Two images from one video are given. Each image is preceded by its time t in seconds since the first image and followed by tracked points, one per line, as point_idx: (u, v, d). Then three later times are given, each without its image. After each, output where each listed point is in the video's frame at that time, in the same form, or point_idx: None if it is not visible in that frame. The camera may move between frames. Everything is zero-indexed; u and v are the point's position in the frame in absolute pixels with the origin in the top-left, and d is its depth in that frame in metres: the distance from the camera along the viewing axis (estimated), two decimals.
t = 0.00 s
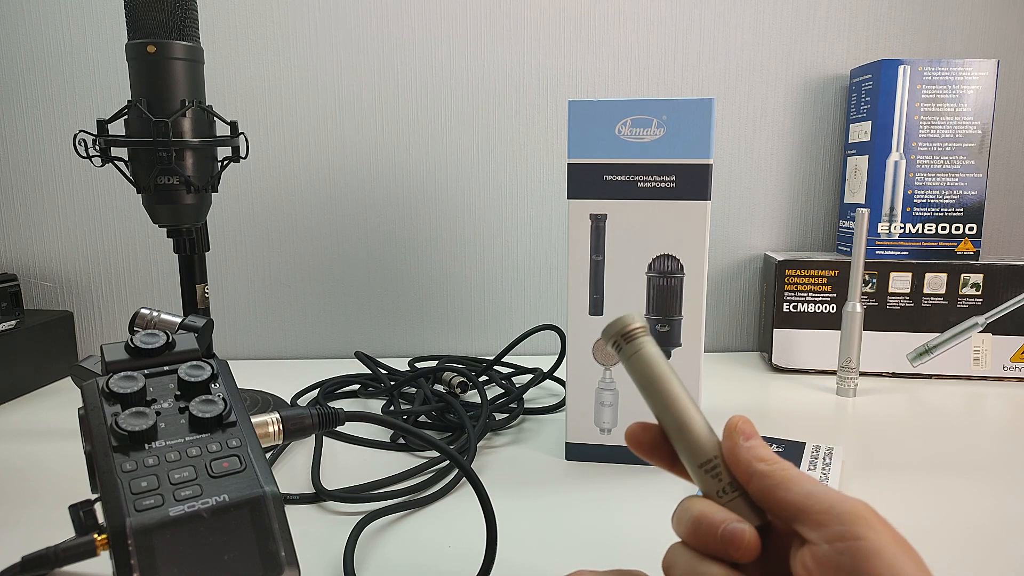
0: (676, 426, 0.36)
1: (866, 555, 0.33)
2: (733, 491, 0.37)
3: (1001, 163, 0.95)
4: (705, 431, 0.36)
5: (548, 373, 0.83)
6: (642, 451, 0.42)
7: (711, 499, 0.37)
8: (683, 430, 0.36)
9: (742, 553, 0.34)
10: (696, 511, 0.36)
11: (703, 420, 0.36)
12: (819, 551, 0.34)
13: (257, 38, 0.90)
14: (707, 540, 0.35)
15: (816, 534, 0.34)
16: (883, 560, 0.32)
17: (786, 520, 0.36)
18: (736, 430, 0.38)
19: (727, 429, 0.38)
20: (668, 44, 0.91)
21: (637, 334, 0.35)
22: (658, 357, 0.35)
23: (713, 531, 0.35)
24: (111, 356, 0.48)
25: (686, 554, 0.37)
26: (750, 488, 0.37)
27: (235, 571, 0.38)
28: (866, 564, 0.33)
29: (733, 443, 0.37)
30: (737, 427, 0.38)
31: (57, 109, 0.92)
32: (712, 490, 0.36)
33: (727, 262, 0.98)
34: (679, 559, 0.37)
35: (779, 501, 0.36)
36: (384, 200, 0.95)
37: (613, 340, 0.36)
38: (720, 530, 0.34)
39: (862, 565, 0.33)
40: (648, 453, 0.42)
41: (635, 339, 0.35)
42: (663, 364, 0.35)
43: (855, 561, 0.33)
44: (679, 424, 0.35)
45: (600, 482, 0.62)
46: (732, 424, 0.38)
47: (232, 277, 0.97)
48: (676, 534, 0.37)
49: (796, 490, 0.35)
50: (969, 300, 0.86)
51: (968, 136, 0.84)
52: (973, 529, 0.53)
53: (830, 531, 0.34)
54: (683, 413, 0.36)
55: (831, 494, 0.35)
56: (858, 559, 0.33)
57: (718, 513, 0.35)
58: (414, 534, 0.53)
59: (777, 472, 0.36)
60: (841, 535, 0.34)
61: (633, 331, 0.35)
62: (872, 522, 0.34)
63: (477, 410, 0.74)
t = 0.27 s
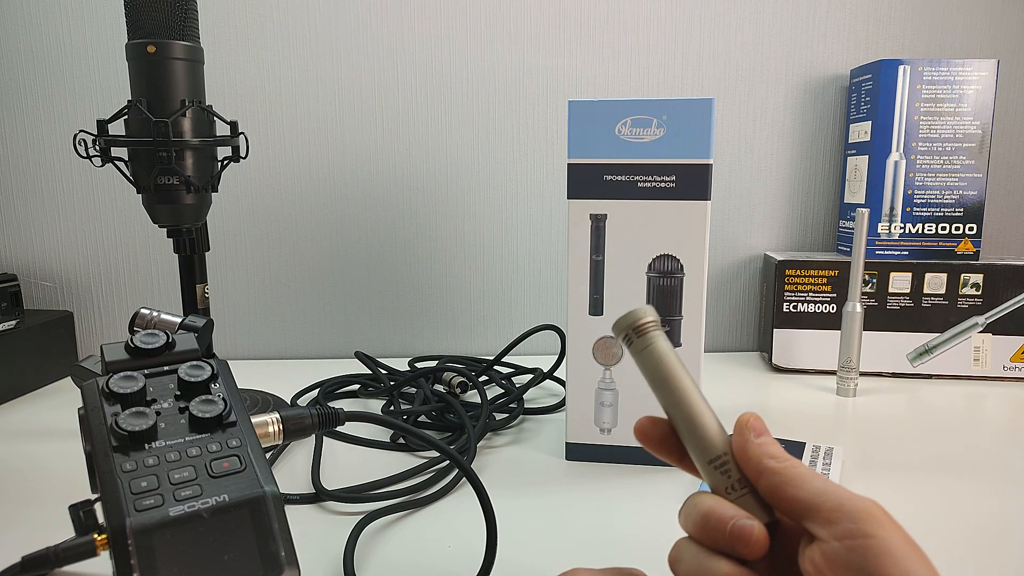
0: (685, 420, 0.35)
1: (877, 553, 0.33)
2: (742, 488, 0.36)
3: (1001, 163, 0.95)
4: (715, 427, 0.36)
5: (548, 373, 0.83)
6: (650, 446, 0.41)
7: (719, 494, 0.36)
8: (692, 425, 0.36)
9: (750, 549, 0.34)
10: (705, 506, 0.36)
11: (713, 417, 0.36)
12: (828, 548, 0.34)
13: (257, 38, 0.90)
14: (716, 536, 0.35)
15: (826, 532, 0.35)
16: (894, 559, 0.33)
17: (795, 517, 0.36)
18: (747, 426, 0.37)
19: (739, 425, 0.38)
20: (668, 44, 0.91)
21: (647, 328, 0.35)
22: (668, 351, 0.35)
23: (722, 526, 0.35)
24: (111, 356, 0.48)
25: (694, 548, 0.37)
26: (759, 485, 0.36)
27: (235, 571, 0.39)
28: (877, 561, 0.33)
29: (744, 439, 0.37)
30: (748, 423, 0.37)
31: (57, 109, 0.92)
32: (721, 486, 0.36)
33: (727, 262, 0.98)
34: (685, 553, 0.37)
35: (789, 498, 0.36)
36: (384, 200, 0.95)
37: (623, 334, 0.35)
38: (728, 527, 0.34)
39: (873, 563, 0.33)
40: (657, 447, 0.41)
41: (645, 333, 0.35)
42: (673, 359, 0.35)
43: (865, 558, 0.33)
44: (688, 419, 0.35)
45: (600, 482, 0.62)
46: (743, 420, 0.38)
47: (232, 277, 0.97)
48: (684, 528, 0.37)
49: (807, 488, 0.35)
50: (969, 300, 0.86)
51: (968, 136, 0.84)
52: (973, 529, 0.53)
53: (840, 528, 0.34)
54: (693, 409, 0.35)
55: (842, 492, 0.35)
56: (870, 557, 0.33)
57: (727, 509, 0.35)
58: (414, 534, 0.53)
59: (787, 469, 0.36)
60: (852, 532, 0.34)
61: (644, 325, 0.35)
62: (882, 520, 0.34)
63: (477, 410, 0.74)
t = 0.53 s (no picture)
0: (711, 433, 0.36)
1: (880, 551, 0.32)
2: (760, 494, 0.37)
3: (1001, 163, 0.95)
4: (740, 439, 0.37)
5: (548, 373, 0.83)
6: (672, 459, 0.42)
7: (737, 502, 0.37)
8: (716, 435, 0.36)
9: (765, 553, 0.34)
10: (722, 512, 0.36)
11: (736, 430, 0.37)
12: (834, 547, 0.34)
13: (257, 38, 0.90)
14: (732, 539, 0.35)
15: (833, 532, 0.34)
16: (897, 556, 0.32)
17: (805, 521, 0.36)
18: (765, 436, 0.39)
19: (756, 437, 0.39)
20: (668, 44, 0.91)
21: (677, 343, 0.36)
22: (696, 366, 0.36)
23: (740, 531, 0.35)
24: (111, 356, 0.48)
25: (711, 552, 0.37)
26: (774, 491, 0.37)
27: (235, 571, 0.38)
28: (880, 559, 0.32)
29: (763, 448, 0.38)
30: (767, 434, 0.39)
31: (57, 109, 0.92)
32: (739, 492, 0.37)
33: (726, 262, 0.98)
34: (702, 557, 0.37)
35: (800, 502, 0.36)
36: (384, 200, 0.95)
37: (653, 349, 0.36)
38: (744, 530, 0.35)
39: (876, 560, 0.32)
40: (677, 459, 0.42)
41: (675, 347, 0.36)
42: (701, 374, 0.36)
43: (869, 556, 0.33)
44: (713, 429, 0.36)
45: (600, 482, 0.62)
46: (763, 431, 0.39)
47: (232, 277, 0.97)
48: (703, 534, 0.37)
49: (817, 491, 0.36)
50: (969, 300, 0.86)
51: (968, 136, 0.84)
52: (972, 529, 0.53)
53: (846, 529, 0.34)
54: (718, 419, 0.36)
55: (850, 495, 0.35)
56: (873, 554, 0.32)
57: (744, 514, 0.35)
58: (414, 534, 0.53)
59: (800, 474, 0.36)
60: (858, 531, 0.33)
61: (673, 340, 0.36)
62: (890, 523, 0.34)
63: (477, 410, 0.74)
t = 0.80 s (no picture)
0: (711, 427, 0.36)
1: (885, 547, 0.33)
2: (761, 490, 0.37)
3: (1001, 163, 0.95)
4: (741, 433, 0.37)
5: (548, 373, 0.83)
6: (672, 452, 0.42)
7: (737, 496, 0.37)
8: (716, 430, 0.36)
9: (767, 548, 0.34)
10: (723, 506, 0.36)
11: (738, 425, 0.37)
12: (838, 543, 0.34)
13: (257, 38, 0.90)
14: (733, 534, 0.35)
15: (836, 528, 0.35)
16: (902, 554, 0.32)
17: (808, 516, 0.36)
18: (769, 432, 0.39)
19: (761, 432, 0.39)
20: (668, 44, 0.91)
21: (677, 338, 0.37)
22: (696, 361, 0.37)
23: (741, 525, 0.35)
24: (111, 356, 0.48)
25: (709, 546, 0.37)
26: (777, 486, 0.37)
27: (235, 571, 0.39)
28: (885, 556, 0.32)
29: (766, 443, 0.38)
30: (770, 430, 0.39)
31: (57, 108, 0.92)
32: (740, 486, 0.37)
33: (726, 262, 0.98)
34: (701, 550, 0.37)
35: (803, 497, 0.36)
36: (384, 200, 0.95)
37: (653, 343, 0.37)
38: (746, 525, 0.34)
39: (881, 557, 0.33)
40: (678, 453, 0.42)
41: (674, 342, 0.37)
42: (701, 368, 0.37)
43: (874, 552, 0.33)
44: (713, 424, 0.36)
45: (600, 482, 0.62)
46: (766, 428, 0.39)
47: (232, 277, 0.97)
48: (702, 528, 0.37)
49: (821, 486, 0.36)
50: (969, 300, 0.86)
51: (968, 136, 0.84)
52: (973, 529, 0.53)
53: (851, 525, 0.34)
54: (718, 415, 0.36)
55: (854, 490, 0.35)
56: (878, 551, 0.33)
57: (746, 509, 0.35)
58: (414, 534, 0.53)
59: (804, 469, 0.36)
60: (862, 528, 0.34)
61: (673, 335, 0.37)
62: (894, 519, 0.34)
63: (477, 410, 0.74)
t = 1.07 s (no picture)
0: (713, 419, 0.37)
1: (891, 543, 0.32)
2: (764, 484, 0.37)
3: (1001, 163, 0.95)
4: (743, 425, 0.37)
5: (548, 373, 0.83)
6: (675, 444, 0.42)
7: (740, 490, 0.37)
8: (719, 422, 0.37)
9: (771, 543, 0.34)
10: (728, 499, 0.36)
11: (740, 418, 0.38)
12: (843, 539, 0.34)
13: (257, 39, 0.90)
14: (736, 528, 0.35)
15: (842, 524, 0.34)
16: (908, 550, 0.32)
17: (813, 513, 0.36)
18: (773, 425, 0.39)
19: (763, 426, 0.39)
20: (668, 44, 0.91)
21: (681, 329, 0.37)
22: (699, 353, 0.37)
23: (745, 520, 0.34)
24: (111, 356, 0.48)
25: (712, 541, 0.37)
26: (781, 481, 0.37)
27: (235, 571, 0.38)
28: (891, 551, 0.32)
29: (770, 437, 0.38)
30: (774, 423, 0.39)
31: (57, 108, 0.92)
32: (743, 481, 0.37)
33: (726, 262, 0.98)
34: (704, 545, 0.37)
35: (809, 492, 0.36)
36: (384, 200, 0.95)
37: (657, 335, 0.38)
38: (750, 519, 0.34)
39: (887, 553, 0.32)
40: (680, 446, 0.42)
41: (677, 334, 0.37)
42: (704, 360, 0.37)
43: (880, 548, 0.32)
44: (716, 416, 0.37)
45: (600, 482, 0.62)
46: (770, 421, 0.39)
47: (232, 277, 0.97)
48: (705, 522, 0.37)
49: (827, 482, 0.36)
50: (969, 300, 0.86)
51: (968, 136, 0.84)
52: (973, 529, 0.53)
53: (857, 520, 0.34)
54: (721, 407, 0.37)
55: (861, 488, 0.35)
56: (884, 546, 0.32)
57: (749, 503, 0.35)
58: (414, 534, 0.53)
59: (810, 465, 0.37)
60: (868, 523, 0.33)
61: (677, 326, 0.37)
62: (900, 517, 0.34)
63: (477, 410, 0.73)
